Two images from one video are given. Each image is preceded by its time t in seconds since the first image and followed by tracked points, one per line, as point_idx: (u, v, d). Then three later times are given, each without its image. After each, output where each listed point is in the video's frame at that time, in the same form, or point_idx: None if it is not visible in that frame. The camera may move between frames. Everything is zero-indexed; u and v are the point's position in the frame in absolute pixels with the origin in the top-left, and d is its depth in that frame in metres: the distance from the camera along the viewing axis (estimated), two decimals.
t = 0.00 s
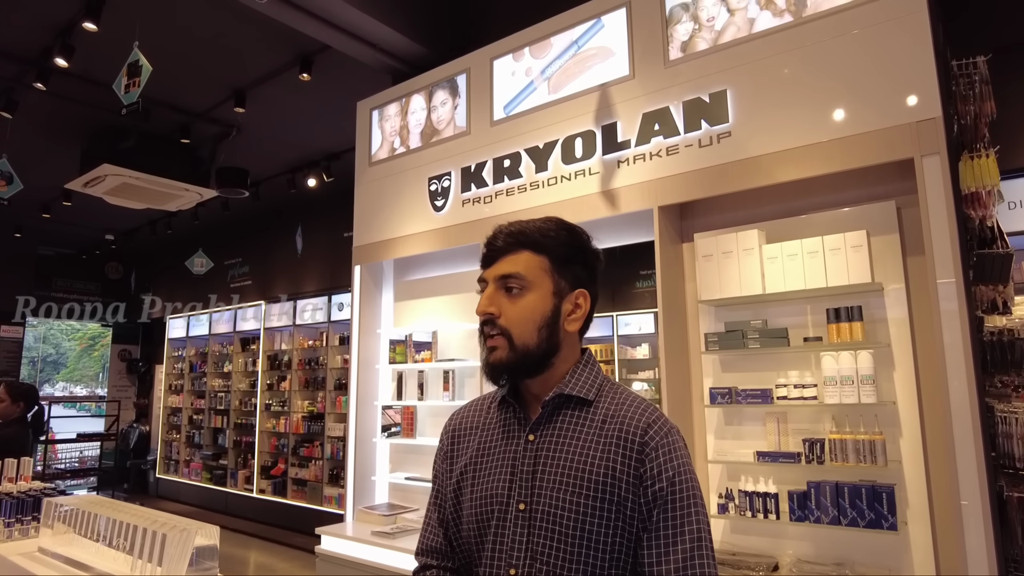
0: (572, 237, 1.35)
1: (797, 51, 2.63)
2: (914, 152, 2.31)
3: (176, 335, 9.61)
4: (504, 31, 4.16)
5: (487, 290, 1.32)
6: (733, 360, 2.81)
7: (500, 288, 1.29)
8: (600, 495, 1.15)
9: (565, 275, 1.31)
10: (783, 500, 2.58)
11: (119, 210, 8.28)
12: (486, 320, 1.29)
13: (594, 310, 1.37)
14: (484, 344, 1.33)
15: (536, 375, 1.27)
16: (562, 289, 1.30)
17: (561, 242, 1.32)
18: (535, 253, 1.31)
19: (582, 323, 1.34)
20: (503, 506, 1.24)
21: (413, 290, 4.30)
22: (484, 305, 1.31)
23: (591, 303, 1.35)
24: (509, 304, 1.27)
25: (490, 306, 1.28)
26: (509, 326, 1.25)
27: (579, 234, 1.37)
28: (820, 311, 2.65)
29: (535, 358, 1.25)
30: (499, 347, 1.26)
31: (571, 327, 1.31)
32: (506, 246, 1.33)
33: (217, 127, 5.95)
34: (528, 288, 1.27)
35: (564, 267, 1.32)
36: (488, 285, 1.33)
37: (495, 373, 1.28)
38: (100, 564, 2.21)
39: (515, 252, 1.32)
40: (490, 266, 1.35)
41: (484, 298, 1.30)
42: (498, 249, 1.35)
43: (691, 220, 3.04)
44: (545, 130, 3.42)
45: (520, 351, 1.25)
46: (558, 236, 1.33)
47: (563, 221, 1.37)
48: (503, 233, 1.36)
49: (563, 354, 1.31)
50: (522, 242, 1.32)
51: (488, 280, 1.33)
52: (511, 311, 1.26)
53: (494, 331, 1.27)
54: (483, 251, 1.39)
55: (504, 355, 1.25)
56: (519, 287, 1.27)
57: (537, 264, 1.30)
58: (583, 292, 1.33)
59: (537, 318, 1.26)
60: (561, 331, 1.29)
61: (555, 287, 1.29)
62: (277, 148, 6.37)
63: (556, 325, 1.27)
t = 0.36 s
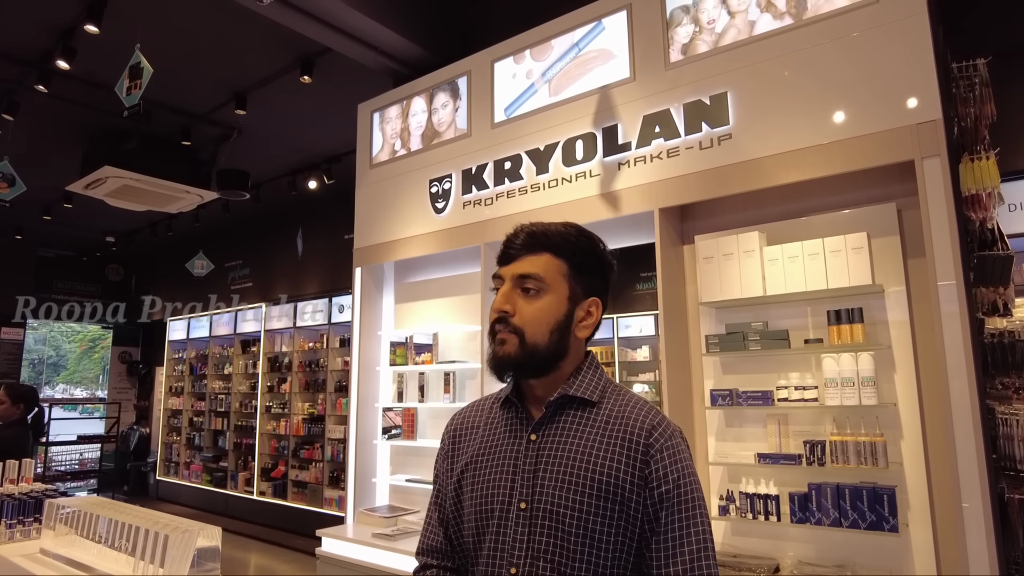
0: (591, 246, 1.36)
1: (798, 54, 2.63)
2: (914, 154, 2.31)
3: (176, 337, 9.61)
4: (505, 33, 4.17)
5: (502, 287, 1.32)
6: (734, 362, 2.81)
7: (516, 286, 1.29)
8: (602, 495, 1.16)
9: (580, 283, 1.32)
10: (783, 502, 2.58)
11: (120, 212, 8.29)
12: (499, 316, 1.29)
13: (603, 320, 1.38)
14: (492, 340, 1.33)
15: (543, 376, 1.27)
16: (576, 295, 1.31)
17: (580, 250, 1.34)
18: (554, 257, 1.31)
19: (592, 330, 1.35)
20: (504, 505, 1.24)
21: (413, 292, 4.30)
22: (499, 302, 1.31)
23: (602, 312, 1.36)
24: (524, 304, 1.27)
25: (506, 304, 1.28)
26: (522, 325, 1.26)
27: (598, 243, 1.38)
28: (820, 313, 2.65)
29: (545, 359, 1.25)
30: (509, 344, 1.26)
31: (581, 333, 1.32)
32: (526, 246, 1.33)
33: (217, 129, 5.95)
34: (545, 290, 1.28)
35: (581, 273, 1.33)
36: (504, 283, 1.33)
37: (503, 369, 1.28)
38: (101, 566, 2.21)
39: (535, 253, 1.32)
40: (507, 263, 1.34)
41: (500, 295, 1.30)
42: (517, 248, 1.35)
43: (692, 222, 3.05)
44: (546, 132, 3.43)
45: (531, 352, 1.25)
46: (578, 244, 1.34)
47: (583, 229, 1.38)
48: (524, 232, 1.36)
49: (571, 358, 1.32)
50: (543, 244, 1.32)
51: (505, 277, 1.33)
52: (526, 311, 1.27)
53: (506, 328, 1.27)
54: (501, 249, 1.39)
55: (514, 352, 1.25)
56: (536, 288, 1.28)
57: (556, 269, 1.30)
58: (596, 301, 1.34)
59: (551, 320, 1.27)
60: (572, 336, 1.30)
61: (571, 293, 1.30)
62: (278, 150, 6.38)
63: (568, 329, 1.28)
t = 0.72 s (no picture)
0: (595, 249, 1.37)
1: (796, 56, 2.64)
2: (912, 156, 2.32)
3: (176, 339, 9.62)
4: (504, 36, 4.18)
5: (508, 289, 1.32)
6: (732, 363, 2.81)
7: (524, 289, 1.29)
8: (612, 494, 1.20)
9: (585, 287, 1.34)
10: (782, 503, 2.58)
11: (120, 215, 8.31)
12: (506, 318, 1.28)
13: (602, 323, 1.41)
14: (496, 340, 1.32)
15: (548, 378, 1.28)
16: (581, 298, 1.33)
17: (585, 255, 1.35)
18: (561, 260, 1.32)
19: (592, 334, 1.38)
20: (507, 505, 1.25)
21: (412, 294, 4.31)
22: (505, 302, 1.30)
23: (603, 315, 1.38)
24: (532, 306, 1.27)
25: (513, 306, 1.28)
26: (531, 328, 1.26)
27: (599, 247, 1.40)
28: (819, 314, 2.65)
29: (552, 362, 1.26)
30: (516, 346, 1.26)
31: (584, 336, 1.34)
32: (532, 247, 1.33)
33: (217, 132, 5.96)
34: (553, 293, 1.28)
35: (585, 277, 1.34)
36: (510, 284, 1.32)
37: (510, 371, 1.27)
38: (99, 567, 2.22)
39: (542, 255, 1.32)
40: (513, 263, 1.33)
41: (507, 296, 1.29)
42: (523, 249, 1.34)
43: (691, 224, 3.05)
44: (544, 134, 3.43)
45: (539, 354, 1.25)
46: (582, 248, 1.35)
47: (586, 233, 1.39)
48: (530, 233, 1.35)
49: (573, 360, 1.34)
50: (550, 247, 1.32)
51: (511, 279, 1.32)
52: (535, 313, 1.27)
53: (513, 330, 1.27)
54: (504, 249, 1.38)
55: (522, 354, 1.25)
56: (544, 291, 1.28)
57: (564, 272, 1.31)
58: (597, 304, 1.37)
59: (558, 323, 1.27)
60: (576, 339, 1.32)
61: (576, 296, 1.31)
62: (278, 153, 6.39)
63: (573, 332, 1.29)
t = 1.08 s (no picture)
0: (589, 250, 1.38)
1: (794, 57, 2.64)
2: (910, 157, 2.32)
3: (176, 340, 9.62)
4: (503, 37, 4.18)
5: (507, 290, 1.31)
6: (731, 364, 2.82)
7: (524, 290, 1.28)
8: (611, 492, 1.20)
9: (581, 288, 1.35)
10: (781, 504, 2.58)
11: (120, 216, 8.31)
12: (506, 319, 1.28)
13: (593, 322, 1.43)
14: (493, 341, 1.31)
15: (546, 378, 1.29)
16: (577, 299, 1.34)
17: (581, 256, 1.36)
18: (559, 261, 1.32)
19: (585, 333, 1.40)
20: (505, 507, 1.25)
21: (412, 295, 4.31)
22: (505, 304, 1.29)
23: (595, 315, 1.41)
24: (533, 308, 1.27)
25: (514, 307, 1.27)
26: (532, 330, 1.26)
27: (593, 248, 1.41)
28: (818, 315, 2.65)
29: (552, 363, 1.27)
30: (518, 348, 1.26)
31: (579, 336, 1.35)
32: (531, 248, 1.32)
33: (217, 133, 5.97)
34: (553, 294, 1.29)
35: (581, 278, 1.35)
36: (508, 285, 1.31)
37: (511, 372, 1.27)
38: (98, 567, 2.22)
39: (540, 256, 1.32)
40: (511, 263, 1.32)
41: (507, 297, 1.28)
42: (521, 249, 1.33)
43: (690, 224, 3.06)
44: (544, 135, 3.44)
45: (540, 356, 1.26)
46: (579, 248, 1.36)
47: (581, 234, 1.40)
48: (527, 233, 1.35)
49: (568, 360, 1.36)
50: (549, 248, 1.32)
51: (509, 279, 1.31)
52: (535, 315, 1.27)
53: (514, 332, 1.27)
54: (499, 248, 1.36)
55: (524, 356, 1.25)
56: (544, 293, 1.28)
57: (562, 273, 1.32)
58: (591, 304, 1.39)
59: (558, 324, 1.28)
60: (573, 339, 1.33)
61: (573, 298, 1.33)
62: (278, 154, 6.39)
63: (571, 333, 1.31)
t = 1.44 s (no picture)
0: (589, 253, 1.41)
1: (794, 58, 2.64)
2: (910, 158, 2.32)
3: (176, 340, 9.61)
4: (502, 37, 4.18)
5: (521, 289, 1.29)
6: (731, 364, 2.81)
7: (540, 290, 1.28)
8: (611, 490, 1.20)
9: (584, 289, 1.38)
10: (780, 504, 2.58)
11: (119, 216, 8.30)
12: (523, 319, 1.26)
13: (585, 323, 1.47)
14: (503, 340, 1.29)
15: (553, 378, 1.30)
16: (582, 301, 1.36)
17: (585, 258, 1.38)
18: (569, 263, 1.34)
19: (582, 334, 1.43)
20: (506, 508, 1.24)
21: (412, 295, 4.30)
22: (521, 304, 1.27)
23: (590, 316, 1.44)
24: (549, 309, 1.27)
25: (531, 308, 1.26)
26: (549, 330, 1.26)
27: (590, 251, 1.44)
28: (817, 315, 2.65)
29: (564, 363, 1.28)
30: (535, 349, 1.25)
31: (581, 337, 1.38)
32: (543, 248, 1.32)
33: (217, 134, 5.96)
34: (566, 296, 1.30)
35: (584, 281, 1.38)
36: (522, 284, 1.30)
37: (526, 372, 1.26)
38: (96, 568, 2.22)
39: (552, 257, 1.32)
40: (524, 263, 1.31)
41: (524, 297, 1.27)
42: (533, 248, 1.32)
43: (689, 225, 3.05)
44: (543, 135, 3.44)
45: (555, 357, 1.27)
46: (584, 251, 1.38)
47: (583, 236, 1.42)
48: (537, 232, 1.34)
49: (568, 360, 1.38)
50: (560, 249, 1.33)
51: (523, 279, 1.30)
52: (552, 315, 1.27)
53: (530, 332, 1.26)
54: (509, 245, 1.34)
55: (541, 357, 1.25)
56: (559, 294, 1.29)
57: (573, 275, 1.33)
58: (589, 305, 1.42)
59: (571, 325, 1.30)
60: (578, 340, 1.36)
61: (579, 300, 1.35)
62: (277, 154, 6.39)
63: (578, 333, 1.33)
